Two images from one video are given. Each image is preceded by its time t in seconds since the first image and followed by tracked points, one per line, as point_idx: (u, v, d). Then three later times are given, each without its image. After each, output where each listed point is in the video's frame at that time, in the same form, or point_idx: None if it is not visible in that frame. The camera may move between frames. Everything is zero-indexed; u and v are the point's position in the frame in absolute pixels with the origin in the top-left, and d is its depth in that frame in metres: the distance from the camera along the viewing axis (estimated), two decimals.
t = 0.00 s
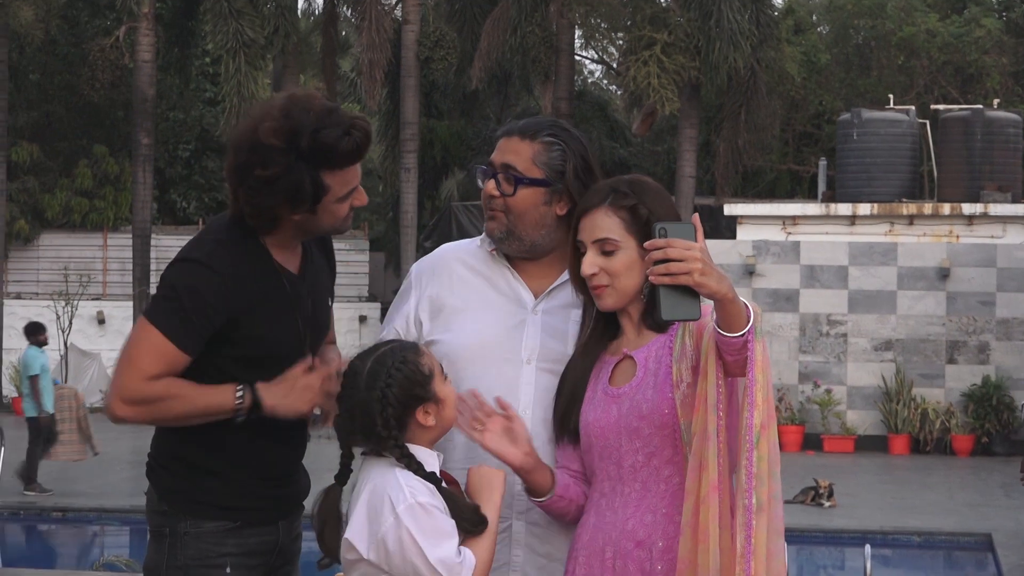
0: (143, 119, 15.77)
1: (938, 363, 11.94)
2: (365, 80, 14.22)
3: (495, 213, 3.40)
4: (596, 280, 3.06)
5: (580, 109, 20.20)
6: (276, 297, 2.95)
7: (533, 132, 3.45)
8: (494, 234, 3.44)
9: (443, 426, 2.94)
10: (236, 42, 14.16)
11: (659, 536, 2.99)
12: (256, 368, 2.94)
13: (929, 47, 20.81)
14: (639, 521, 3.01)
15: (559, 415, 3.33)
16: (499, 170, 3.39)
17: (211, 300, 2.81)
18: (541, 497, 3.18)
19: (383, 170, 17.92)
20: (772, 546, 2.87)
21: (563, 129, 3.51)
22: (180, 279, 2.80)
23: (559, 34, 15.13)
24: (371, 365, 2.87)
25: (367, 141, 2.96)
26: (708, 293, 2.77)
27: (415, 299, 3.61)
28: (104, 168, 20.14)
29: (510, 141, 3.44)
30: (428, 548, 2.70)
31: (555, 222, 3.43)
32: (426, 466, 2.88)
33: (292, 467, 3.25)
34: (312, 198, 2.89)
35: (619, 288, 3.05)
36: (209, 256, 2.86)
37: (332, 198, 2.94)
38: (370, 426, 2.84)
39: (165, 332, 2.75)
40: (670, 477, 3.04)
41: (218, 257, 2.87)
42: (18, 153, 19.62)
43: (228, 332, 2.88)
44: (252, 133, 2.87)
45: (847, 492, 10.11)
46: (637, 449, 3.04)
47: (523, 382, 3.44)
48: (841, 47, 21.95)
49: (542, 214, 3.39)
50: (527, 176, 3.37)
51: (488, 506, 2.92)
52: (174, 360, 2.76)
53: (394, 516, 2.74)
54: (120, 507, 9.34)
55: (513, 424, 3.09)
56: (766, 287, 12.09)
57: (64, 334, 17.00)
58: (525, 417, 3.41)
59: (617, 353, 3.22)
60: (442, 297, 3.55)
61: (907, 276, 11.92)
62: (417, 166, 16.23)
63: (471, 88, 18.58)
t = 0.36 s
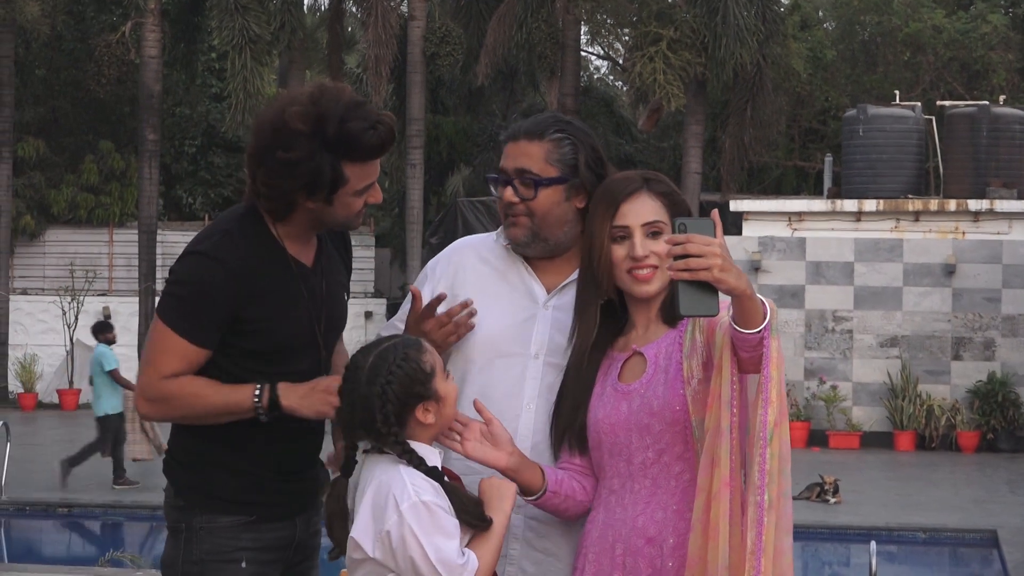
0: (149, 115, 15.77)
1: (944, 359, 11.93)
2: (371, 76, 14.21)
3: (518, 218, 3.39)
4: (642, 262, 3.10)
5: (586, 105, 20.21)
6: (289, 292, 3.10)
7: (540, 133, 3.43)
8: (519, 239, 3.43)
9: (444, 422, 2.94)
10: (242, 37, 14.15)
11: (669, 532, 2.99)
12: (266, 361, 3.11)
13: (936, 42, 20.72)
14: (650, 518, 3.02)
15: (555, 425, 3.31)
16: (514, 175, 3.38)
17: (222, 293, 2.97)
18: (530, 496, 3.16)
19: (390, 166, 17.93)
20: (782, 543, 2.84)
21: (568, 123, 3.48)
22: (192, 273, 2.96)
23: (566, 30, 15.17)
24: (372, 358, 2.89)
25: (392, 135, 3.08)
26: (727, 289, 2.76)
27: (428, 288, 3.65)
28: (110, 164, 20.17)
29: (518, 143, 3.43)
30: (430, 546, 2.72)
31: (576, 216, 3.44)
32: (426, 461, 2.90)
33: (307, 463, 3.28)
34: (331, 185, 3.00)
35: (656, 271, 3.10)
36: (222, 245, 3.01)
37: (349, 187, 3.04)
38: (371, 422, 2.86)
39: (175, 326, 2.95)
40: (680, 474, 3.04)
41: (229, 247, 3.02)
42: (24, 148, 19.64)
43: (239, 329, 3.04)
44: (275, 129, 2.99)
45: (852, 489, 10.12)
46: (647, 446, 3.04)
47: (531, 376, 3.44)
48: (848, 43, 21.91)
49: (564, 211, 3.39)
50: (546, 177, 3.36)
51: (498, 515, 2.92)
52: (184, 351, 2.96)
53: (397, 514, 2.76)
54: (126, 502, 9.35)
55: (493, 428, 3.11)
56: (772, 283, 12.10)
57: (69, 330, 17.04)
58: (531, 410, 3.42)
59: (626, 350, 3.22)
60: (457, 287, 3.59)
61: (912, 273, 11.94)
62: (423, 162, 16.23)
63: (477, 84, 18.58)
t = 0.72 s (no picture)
0: (150, 116, 15.77)
1: (945, 360, 11.93)
2: (372, 76, 14.19)
3: (538, 222, 3.43)
4: (653, 265, 3.13)
5: (588, 106, 20.22)
6: (286, 287, 3.22)
7: (558, 136, 3.48)
8: (538, 242, 3.48)
9: (436, 424, 2.97)
10: (244, 38, 14.14)
11: (675, 533, 2.98)
12: (264, 358, 3.21)
13: (937, 44, 20.75)
14: (655, 518, 3.02)
15: (569, 433, 3.35)
16: (534, 179, 3.43)
17: (219, 288, 3.09)
18: (586, 525, 3.22)
19: (391, 168, 17.93)
20: (791, 542, 2.82)
21: (579, 126, 3.55)
22: (190, 269, 3.09)
23: (567, 31, 15.23)
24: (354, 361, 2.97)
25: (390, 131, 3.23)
26: (735, 284, 2.77)
27: (432, 291, 3.66)
28: (112, 165, 20.17)
29: (523, 148, 3.48)
30: (435, 547, 2.73)
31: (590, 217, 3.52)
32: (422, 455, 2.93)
33: (314, 461, 3.32)
34: (318, 170, 3.15)
35: (668, 273, 3.14)
36: (221, 241, 3.15)
37: (339, 176, 3.16)
38: (359, 423, 2.91)
39: (174, 324, 3.06)
40: (686, 475, 3.03)
41: (230, 242, 3.15)
42: (26, 149, 19.65)
43: (236, 326, 3.16)
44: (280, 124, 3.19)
45: (854, 489, 10.12)
46: (654, 446, 3.05)
47: (536, 376, 3.47)
48: (849, 45, 21.95)
49: (583, 213, 3.47)
50: (567, 180, 3.42)
51: (514, 530, 2.92)
52: (186, 350, 3.07)
53: (402, 515, 2.78)
54: (128, 503, 9.35)
55: (561, 472, 3.12)
56: (774, 284, 12.12)
57: (70, 331, 17.05)
58: (537, 410, 3.44)
59: (634, 351, 3.24)
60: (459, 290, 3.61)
61: (914, 274, 11.95)
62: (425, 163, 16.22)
63: (479, 85, 18.57)
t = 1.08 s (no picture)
0: (152, 116, 15.77)
1: (947, 359, 11.93)
2: (373, 75, 14.17)
3: (533, 222, 3.46)
4: (660, 263, 3.13)
5: (589, 105, 20.22)
6: (287, 285, 3.24)
7: (556, 136, 3.52)
8: (535, 242, 3.51)
9: (441, 423, 3.02)
10: (245, 38, 14.14)
11: (679, 532, 2.99)
12: (259, 353, 3.23)
13: (938, 43, 20.76)
14: (660, 517, 3.03)
15: (576, 431, 3.38)
16: (530, 179, 3.46)
17: (219, 278, 3.12)
18: (593, 526, 3.22)
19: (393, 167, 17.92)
20: (797, 541, 2.81)
21: (578, 129, 3.60)
22: (193, 255, 3.11)
23: (568, 30, 15.29)
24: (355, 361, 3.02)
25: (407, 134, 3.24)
26: (735, 279, 2.77)
27: (424, 289, 3.74)
28: (113, 164, 20.14)
29: (521, 147, 3.52)
30: (432, 546, 2.75)
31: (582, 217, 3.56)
32: (423, 453, 2.96)
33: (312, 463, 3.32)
34: (324, 161, 3.17)
35: (675, 272, 3.14)
36: (225, 230, 3.18)
37: (343, 169, 3.17)
38: (363, 418, 2.97)
39: (172, 308, 3.08)
40: (692, 473, 3.03)
41: (233, 233, 3.18)
42: (27, 149, 19.63)
43: (233, 316, 3.18)
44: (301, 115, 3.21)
45: (856, 489, 10.12)
46: (660, 445, 3.06)
47: (527, 382, 3.57)
48: (850, 44, 21.94)
49: (578, 214, 3.51)
50: (564, 180, 3.46)
51: (505, 539, 2.95)
52: (181, 337, 3.09)
53: (402, 513, 2.80)
54: (129, 503, 9.35)
55: (575, 479, 3.17)
56: (774, 283, 12.12)
57: (71, 331, 17.06)
58: (528, 417, 3.54)
59: (642, 350, 3.25)
60: (449, 289, 3.70)
61: (916, 273, 11.94)
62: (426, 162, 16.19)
63: (480, 84, 18.55)
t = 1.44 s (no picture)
0: (152, 116, 15.77)
1: (947, 359, 11.94)
2: (374, 75, 14.16)
3: (524, 240, 3.46)
4: (662, 264, 3.12)
5: (589, 105, 20.25)
6: (291, 282, 3.24)
7: (544, 154, 3.50)
8: (526, 263, 3.51)
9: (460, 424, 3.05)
10: (245, 38, 14.13)
11: (679, 532, 2.99)
12: (262, 350, 3.23)
13: (938, 43, 20.77)
14: (659, 517, 3.03)
15: (580, 426, 3.38)
16: (519, 198, 3.44)
17: (231, 277, 3.11)
18: (594, 524, 3.21)
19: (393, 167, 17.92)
20: (799, 543, 2.81)
21: (566, 146, 3.58)
22: (204, 255, 3.10)
23: (568, 30, 15.35)
24: (380, 363, 2.97)
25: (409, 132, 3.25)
26: (730, 282, 2.76)
27: (420, 302, 3.79)
28: (113, 165, 20.14)
29: (509, 164, 3.49)
30: (438, 549, 2.78)
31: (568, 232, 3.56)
32: (436, 463, 2.96)
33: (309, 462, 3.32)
34: (326, 158, 3.17)
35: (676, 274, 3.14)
36: (233, 229, 3.18)
37: (343, 167, 3.17)
38: (387, 416, 2.93)
39: (197, 310, 3.06)
40: (692, 473, 3.03)
41: (242, 230, 3.18)
42: (26, 149, 19.61)
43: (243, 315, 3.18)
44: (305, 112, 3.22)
45: (856, 489, 10.12)
46: (659, 444, 3.05)
47: (514, 398, 3.58)
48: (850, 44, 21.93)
49: (565, 230, 3.51)
50: (554, 198, 3.45)
51: (506, 542, 2.95)
52: (214, 340, 3.08)
53: (405, 517, 2.82)
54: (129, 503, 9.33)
55: (574, 479, 3.16)
56: (774, 283, 12.12)
57: (71, 331, 17.06)
58: (514, 433, 3.57)
59: (643, 350, 3.25)
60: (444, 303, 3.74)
61: (915, 273, 11.94)
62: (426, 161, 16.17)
63: (480, 84, 18.54)
